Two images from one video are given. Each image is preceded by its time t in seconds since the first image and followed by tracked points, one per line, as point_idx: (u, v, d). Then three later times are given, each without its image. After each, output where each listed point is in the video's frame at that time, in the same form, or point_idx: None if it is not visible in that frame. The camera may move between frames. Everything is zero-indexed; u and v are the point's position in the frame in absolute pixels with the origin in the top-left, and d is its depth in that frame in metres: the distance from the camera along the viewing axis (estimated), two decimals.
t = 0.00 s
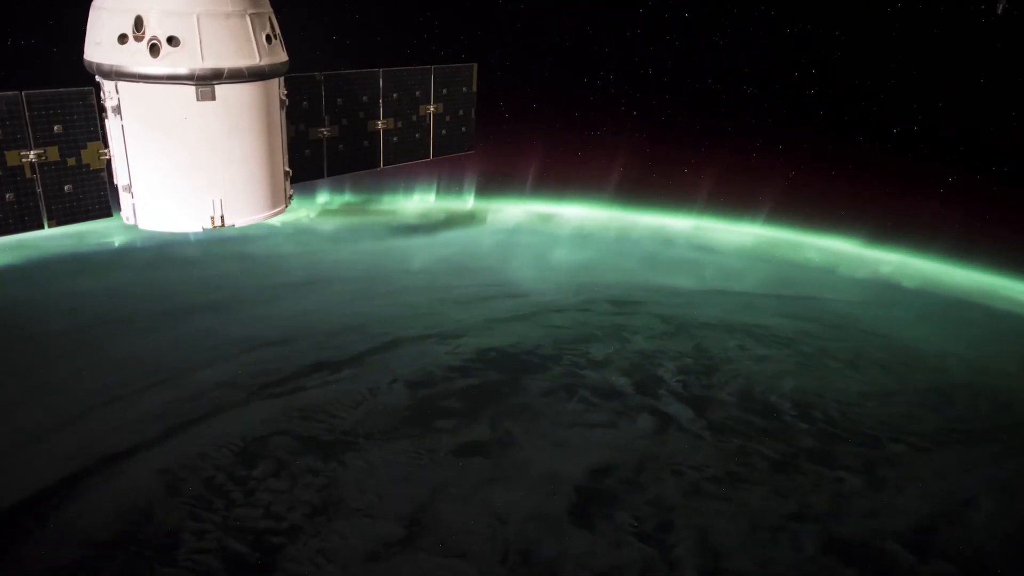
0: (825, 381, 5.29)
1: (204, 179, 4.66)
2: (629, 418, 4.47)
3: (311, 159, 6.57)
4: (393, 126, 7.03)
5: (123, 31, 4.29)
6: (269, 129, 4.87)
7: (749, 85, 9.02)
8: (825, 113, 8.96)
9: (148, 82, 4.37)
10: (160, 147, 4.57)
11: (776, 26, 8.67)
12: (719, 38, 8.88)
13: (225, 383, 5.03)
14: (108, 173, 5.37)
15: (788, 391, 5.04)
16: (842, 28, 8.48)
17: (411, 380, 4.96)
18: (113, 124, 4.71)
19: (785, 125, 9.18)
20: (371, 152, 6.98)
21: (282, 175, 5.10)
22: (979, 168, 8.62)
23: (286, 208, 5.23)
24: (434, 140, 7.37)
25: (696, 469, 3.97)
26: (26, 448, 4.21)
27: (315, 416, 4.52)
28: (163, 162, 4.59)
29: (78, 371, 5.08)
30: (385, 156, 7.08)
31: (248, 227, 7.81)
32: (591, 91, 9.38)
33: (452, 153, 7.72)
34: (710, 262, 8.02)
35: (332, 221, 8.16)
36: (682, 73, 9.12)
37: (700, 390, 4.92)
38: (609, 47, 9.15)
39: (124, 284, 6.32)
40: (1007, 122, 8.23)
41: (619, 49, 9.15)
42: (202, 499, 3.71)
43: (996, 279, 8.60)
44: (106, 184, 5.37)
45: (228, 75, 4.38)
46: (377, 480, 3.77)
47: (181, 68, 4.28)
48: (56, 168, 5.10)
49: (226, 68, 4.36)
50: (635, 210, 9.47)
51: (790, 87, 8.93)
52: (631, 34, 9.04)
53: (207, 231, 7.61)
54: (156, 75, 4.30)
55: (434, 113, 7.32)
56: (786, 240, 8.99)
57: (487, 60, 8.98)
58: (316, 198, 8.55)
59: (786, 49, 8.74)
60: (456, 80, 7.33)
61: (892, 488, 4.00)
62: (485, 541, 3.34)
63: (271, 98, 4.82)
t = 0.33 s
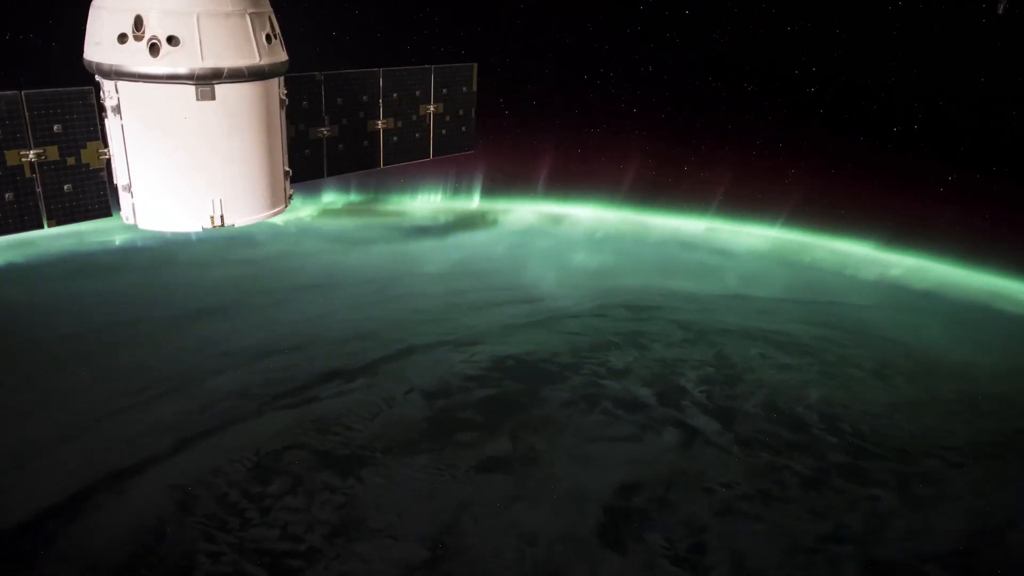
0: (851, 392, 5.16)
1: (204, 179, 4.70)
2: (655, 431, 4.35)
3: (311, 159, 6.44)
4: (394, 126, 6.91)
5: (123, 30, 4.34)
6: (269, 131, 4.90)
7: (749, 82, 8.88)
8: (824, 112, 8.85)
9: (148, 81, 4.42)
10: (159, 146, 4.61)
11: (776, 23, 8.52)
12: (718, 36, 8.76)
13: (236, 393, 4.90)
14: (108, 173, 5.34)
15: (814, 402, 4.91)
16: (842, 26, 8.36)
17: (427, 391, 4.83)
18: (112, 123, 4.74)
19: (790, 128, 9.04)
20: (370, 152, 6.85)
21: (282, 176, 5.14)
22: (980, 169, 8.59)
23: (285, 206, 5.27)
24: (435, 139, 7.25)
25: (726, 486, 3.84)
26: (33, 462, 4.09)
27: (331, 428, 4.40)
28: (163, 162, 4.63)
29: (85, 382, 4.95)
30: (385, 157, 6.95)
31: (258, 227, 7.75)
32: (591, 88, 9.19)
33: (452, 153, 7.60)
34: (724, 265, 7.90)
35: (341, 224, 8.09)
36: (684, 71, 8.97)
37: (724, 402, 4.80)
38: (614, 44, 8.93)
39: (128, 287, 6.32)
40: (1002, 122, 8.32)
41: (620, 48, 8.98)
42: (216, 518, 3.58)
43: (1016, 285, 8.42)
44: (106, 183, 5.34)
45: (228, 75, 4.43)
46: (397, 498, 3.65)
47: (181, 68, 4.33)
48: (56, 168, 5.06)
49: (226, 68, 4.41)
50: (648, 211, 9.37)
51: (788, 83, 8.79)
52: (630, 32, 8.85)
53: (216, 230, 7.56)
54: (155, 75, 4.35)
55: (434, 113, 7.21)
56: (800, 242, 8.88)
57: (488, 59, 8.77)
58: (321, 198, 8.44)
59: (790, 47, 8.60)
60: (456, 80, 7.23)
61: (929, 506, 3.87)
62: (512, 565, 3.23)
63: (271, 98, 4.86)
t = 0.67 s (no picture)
0: (878, 404, 5.03)
1: (204, 179, 4.57)
2: (681, 445, 4.22)
3: (311, 158, 6.30)
4: (393, 126, 6.77)
5: (122, 29, 4.20)
6: (269, 132, 4.77)
7: (749, 81, 8.69)
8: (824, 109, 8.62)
9: (148, 81, 4.29)
10: (159, 146, 4.47)
11: (777, 23, 8.34)
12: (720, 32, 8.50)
13: (248, 404, 4.78)
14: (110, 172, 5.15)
15: (841, 414, 4.78)
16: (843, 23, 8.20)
17: (445, 402, 4.71)
18: (111, 122, 4.60)
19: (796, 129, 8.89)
20: (370, 152, 6.72)
21: (282, 176, 5.01)
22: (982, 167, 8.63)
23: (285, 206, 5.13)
24: (435, 139, 7.12)
25: (759, 505, 3.72)
26: (42, 477, 3.97)
27: (347, 441, 4.26)
28: (163, 162, 4.49)
29: (92, 392, 4.83)
30: (385, 157, 6.82)
31: (266, 228, 7.66)
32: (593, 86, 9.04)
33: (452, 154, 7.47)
34: (738, 268, 7.79)
35: (350, 228, 8.02)
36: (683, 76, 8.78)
37: (751, 414, 4.67)
38: (612, 40, 8.72)
39: (132, 290, 6.25)
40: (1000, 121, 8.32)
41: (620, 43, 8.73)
42: (231, 539, 3.45)
43: None
44: (106, 184, 5.15)
45: (228, 75, 4.30)
46: (420, 517, 3.52)
47: (181, 67, 4.20)
48: (56, 168, 4.87)
49: (226, 67, 4.28)
50: (661, 213, 9.25)
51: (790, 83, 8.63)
52: (630, 28, 8.64)
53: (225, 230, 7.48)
54: (155, 75, 4.22)
55: (434, 113, 7.08)
56: (816, 244, 8.77)
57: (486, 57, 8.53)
58: (327, 196, 8.64)
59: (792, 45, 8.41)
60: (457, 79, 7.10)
61: (969, 527, 3.74)
62: None
63: (271, 98, 4.72)
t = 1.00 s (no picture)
0: (907, 416, 4.91)
1: (203, 179, 4.56)
2: (710, 461, 4.10)
3: (311, 158, 6.24)
4: (393, 125, 6.72)
5: (121, 28, 4.19)
6: (269, 131, 4.77)
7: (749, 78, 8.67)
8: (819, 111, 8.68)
9: (147, 81, 4.28)
10: (159, 147, 4.46)
11: (777, 21, 8.32)
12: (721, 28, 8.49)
13: (261, 415, 4.66)
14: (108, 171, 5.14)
15: (871, 427, 4.66)
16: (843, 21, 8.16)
17: (463, 414, 4.59)
18: (110, 121, 4.59)
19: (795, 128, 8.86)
20: (370, 151, 6.65)
21: (282, 176, 5.01)
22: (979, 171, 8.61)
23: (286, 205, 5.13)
24: (435, 139, 7.05)
25: (794, 525, 3.60)
26: (52, 494, 3.86)
27: (364, 456, 4.13)
28: (162, 162, 4.48)
29: (99, 403, 4.70)
30: (385, 158, 6.79)
31: (273, 230, 7.53)
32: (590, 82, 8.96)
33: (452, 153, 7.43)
34: (753, 270, 7.67)
35: (358, 231, 7.89)
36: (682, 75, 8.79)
37: (778, 426, 4.55)
38: (613, 37, 8.68)
39: (134, 295, 6.16)
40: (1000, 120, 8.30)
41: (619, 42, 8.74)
42: (249, 562, 3.34)
43: None
44: (104, 182, 5.14)
45: (228, 74, 4.30)
46: (443, 539, 3.40)
47: (181, 67, 4.19)
48: (56, 168, 4.87)
49: (226, 67, 4.28)
50: (673, 215, 9.12)
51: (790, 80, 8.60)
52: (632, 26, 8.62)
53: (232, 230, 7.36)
54: (155, 74, 4.21)
55: (434, 113, 7.02)
56: (830, 248, 8.63)
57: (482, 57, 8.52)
58: (333, 196, 8.50)
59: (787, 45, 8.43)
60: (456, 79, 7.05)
61: (1011, 548, 3.61)
62: None
63: (271, 97, 4.72)
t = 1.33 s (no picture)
0: (937, 429, 4.79)
1: (203, 179, 4.47)
2: (739, 477, 3.98)
3: (311, 158, 6.15)
4: (394, 125, 6.60)
5: (121, 28, 4.12)
6: (269, 131, 4.68)
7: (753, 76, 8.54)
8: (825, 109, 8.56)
9: (148, 81, 4.21)
10: (159, 146, 4.38)
11: (777, 19, 8.24)
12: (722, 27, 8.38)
13: (275, 426, 4.54)
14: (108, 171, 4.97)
15: (900, 441, 4.54)
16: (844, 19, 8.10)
17: (483, 426, 4.46)
18: (111, 121, 4.51)
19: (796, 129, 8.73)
20: (370, 150, 6.53)
21: (282, 175, 4.92)
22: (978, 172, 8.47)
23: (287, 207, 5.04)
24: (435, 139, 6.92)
25: (829, 547, 3.49)
26: (61, 510, 3.74)
27: (383, 471, 4.01)
28: (163, 162, 4.40)
29: (107, 412, 4.57)
30: (385, 158, 6.67)
31: (279, 232, 7.41)
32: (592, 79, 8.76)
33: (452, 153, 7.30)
34: (766, 274, 7.55)
35: (366, 233, 7.76)
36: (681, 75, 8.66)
37: (807, 440, 4.43)
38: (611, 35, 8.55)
39: (138, 297, 6.04)
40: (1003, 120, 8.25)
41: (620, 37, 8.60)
42: None
43: None
44: (104, 183, 4.97)
45: (228, 73, 4.23)
46: (469, 563, 3.29)
47: (180, 67, 4.12)
48: (56, 167, 4.72)
49: (226, 67, 4.21)
50: (684, 216, 8.99)
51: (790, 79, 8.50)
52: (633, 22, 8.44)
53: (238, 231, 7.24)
54: (155, 73, 4.14)
55: (434, 113, 6.88)
56: (844, 252, 8.51)
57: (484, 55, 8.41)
58: (338, 197, 8.43)
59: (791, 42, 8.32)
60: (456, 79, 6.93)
61: None
62: None
63: (271, 97, 4.64)
